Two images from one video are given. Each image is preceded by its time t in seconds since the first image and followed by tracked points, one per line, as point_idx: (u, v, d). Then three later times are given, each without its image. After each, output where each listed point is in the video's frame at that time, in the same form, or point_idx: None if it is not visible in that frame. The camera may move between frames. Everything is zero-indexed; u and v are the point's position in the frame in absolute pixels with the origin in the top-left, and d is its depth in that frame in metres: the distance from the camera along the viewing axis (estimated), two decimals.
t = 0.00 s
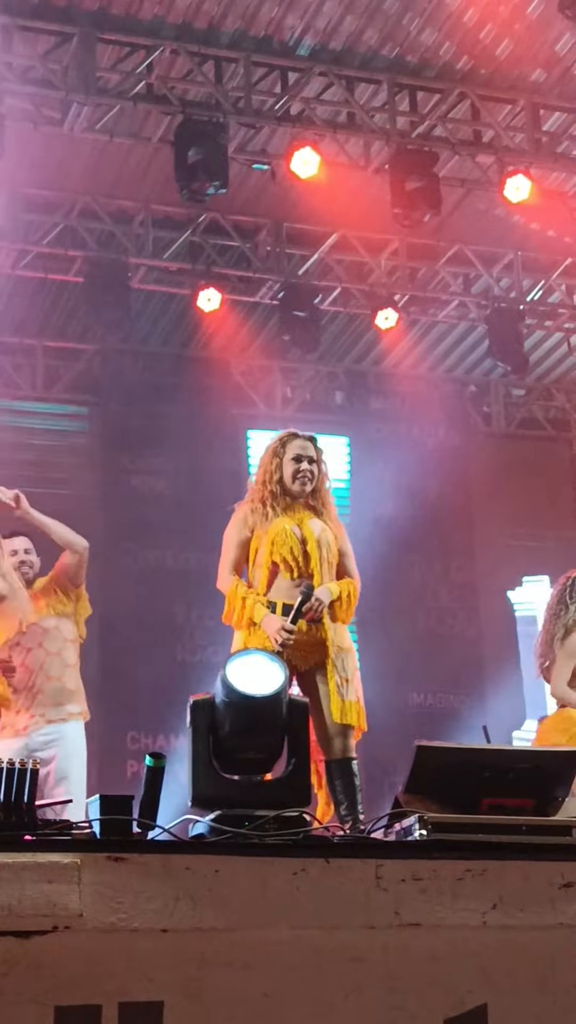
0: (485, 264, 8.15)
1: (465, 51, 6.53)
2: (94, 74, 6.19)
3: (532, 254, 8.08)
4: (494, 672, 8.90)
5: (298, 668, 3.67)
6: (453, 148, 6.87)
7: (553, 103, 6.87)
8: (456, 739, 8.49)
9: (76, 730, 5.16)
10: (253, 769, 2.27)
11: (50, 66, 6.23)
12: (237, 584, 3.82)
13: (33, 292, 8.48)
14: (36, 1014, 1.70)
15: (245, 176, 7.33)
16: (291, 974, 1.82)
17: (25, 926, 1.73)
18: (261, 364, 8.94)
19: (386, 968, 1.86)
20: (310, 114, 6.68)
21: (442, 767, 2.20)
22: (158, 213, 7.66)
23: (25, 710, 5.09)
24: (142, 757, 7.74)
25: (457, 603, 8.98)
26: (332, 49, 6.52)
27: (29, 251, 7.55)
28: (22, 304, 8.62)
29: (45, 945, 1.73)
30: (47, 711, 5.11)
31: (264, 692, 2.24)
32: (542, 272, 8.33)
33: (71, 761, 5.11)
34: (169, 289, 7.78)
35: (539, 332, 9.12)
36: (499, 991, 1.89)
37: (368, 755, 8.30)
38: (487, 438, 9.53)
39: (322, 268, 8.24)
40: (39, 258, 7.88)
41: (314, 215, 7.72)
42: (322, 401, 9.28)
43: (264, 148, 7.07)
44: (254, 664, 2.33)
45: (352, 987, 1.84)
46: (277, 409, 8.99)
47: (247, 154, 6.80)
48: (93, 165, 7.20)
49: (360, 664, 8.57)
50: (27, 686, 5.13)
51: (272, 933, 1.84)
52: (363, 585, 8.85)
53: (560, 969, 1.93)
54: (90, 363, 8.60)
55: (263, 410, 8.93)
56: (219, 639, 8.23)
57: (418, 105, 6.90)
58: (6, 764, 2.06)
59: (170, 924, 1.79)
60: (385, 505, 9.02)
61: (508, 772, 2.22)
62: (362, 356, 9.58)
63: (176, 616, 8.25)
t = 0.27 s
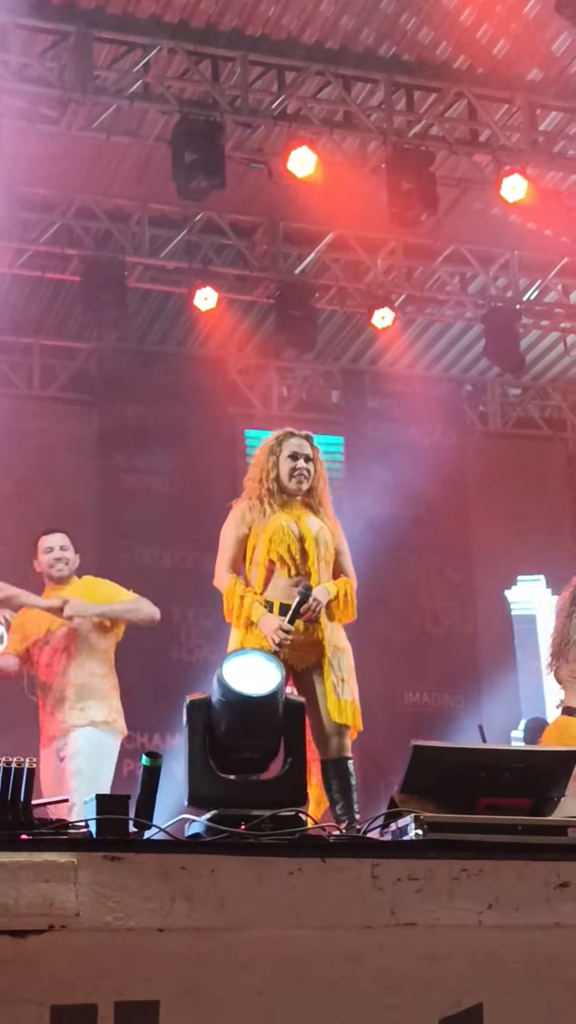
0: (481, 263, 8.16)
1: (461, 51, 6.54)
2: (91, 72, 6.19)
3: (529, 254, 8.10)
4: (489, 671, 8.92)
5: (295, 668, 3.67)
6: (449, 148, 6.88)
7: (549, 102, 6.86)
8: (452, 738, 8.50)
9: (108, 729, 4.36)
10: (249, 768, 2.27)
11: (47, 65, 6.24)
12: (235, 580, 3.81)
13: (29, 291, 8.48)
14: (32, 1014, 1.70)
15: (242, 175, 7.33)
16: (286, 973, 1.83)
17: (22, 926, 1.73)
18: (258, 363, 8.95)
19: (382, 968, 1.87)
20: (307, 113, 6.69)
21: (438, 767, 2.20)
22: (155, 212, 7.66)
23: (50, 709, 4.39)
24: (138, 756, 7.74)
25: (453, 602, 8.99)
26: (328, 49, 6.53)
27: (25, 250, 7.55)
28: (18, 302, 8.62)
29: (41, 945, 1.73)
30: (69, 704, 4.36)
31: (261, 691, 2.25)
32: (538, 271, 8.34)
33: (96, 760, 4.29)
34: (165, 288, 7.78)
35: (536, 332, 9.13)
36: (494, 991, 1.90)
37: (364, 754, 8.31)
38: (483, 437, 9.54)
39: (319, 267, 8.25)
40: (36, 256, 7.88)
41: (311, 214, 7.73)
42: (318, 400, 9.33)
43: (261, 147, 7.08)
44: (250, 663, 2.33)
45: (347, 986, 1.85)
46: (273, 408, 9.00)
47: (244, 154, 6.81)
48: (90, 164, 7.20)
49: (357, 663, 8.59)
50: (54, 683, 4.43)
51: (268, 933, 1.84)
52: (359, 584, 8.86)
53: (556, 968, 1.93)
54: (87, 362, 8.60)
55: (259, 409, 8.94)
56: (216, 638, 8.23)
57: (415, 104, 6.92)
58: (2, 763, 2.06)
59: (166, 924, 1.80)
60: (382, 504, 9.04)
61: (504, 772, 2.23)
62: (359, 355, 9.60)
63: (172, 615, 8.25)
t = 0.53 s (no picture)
0: (477, 263, 8.17)
1: (458, 50, 6.55)
2: (87, 71, 6.19)
3: (524, 253, 8.10)
4: (484, 671, 8.92)
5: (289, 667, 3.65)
6: (445, 148, 6.89)
7: (545, 102, 6.85)
8: (446, 737, 8.51)
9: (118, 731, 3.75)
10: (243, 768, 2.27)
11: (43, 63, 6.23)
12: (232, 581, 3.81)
13: (25, 289, 8.47)
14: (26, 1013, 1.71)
15: (238, 174, 7.32)
16: (281, 973, 1.83)
17: (16, 924, 1.74)
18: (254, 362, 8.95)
19: (376, 967, 1.87)
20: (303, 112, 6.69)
21: (433, 766, 2.21)
22: (151, 211, 7.66)
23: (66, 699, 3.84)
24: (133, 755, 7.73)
25: (448, 601, 9.01)
26: (325, 48, 6.52)
27: (21, 248, 7.54)
28: (14, 301, 8.61)
29: (35, 944, 1.73)
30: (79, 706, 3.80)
31: (255, 691, 2.25)
32: (534, 271, 8.35)
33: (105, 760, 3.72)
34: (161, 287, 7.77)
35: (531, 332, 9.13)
36: (489, 991, 1.90)
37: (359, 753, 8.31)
38: (479, 436, 9.56)
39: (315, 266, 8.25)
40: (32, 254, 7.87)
41: (307, 213, 7.73)
42: (314, 399, 9.33)
43: (257, 146, 7.07)
44: (246, 662, 2.32)
45: (342, 985, 1.84)
46: (269, 407, 9.00)
47: (240, 153, 6.80)
48: (86, 162, 7.19)
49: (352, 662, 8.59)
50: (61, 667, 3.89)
51: (262, 932, 1.84)
52: (355, 583, 8.86)
53: (550, 967, 1.93)
54: (82, 360, 8.60)
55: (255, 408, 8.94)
56: (211, 637, 8.23)
57: (411, 104, 6.92)
58: None
59: (160, 923, 1.80)
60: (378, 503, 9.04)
61: (499, 772, 2.23)
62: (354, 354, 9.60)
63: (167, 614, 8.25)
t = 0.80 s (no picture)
0: (472, 261, 8.17)
1: (454, 49, 6.55)
2: (83, 68, 6.18)
3: (520, 252, 8.11)
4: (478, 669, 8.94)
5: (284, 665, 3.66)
6: (441, 146, 6.89)
7: (541, 101, 6.84)
8: (440, 735, 8.53)
9: (104, 726, 3.87)
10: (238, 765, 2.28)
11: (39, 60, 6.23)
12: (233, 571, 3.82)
13: (21, 286, 8.47)
14: (21, 1009, 1.71)
15: (234, 172, 7.31)
16: (274, 970, 1.83)
17: (11, 920, 1.75)
18: (249, 360, 8.95)
19: (369, 965, 1.88)
20: (299, 110, 6.70)
21: (427, 764, 2.22)
22: (147, 209, 7.65)
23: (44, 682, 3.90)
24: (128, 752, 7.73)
25: (443, 599, 9.02)
26: (321, 46, 6.52)
27: (17, 245, 7.54)
28: (9, 298, 8.60)
29: (29, 940, 1.74)
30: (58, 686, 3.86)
31: (250, 688, 2.25)
32: (530, 269, 8.36)
33: (88, 756, 3.82)
34: (157, 284, 7.77)
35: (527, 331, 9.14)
36: (482, 989, 1.90)
37: (353, 750, 8.32)
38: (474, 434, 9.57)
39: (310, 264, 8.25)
40: (27, 252, 7.86)
41: (302, 211, 7.73)
42: (308, 398, 9.23)
43: (253, 144, 7.07)
44: (241, 659, 2.33)
45: (335, 983, 1.85)
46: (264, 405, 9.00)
47: (236, 151, 6.81)
48: (81, 159, 7.19)
49: (346, 660, 8.60)
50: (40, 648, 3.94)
51: (256, 930, 1.85)
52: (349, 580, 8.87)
53: (543, 965, 1.94)
54: (77, 357, 8.59)
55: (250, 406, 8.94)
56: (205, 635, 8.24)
57: (406, 102, 6.92)
58: None
59: (155, 919, 1.81)
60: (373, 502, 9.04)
61: (493, 771, 2.24)
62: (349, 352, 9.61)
63: (162, 611, 8.25)
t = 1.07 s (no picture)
0: (470, 260, 8.17)
1: (453, 48, 6.56)
2: (83, 65, 6.18)
3: (517, 251, 8.11)
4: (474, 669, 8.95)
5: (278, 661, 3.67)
6: (439, 145, 6.90)
7: (540, 101, 6.85)
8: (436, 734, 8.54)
9: (80, 709, 3.79)
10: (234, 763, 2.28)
11: (38, 58, 6.24)
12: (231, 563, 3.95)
13: (18, 284, 8.47)
14: (17, 1007, 1.71)
15: (232, 169, 7.30)
16: (271, 968, 1.84)
17: (7, 918, 1.75)
18: (246, 358, 8.95)
19: (365, 963, 1.88)
20: (297, 109, 6.70)
21: (423, 763, 2.23)
22: (145, 207, 7.65)
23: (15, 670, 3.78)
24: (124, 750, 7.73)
25: (439, 598, 9.03)
26: (320, 45, 6.53)
27: (15, 243, 7.54)
28: (7, 295, 8.60)
29: (26, 938, 1.74)
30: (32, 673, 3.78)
31: (247, 687, 2.26)
32: (527, 269, 8.36)
33: (67, 746, 3.71)
34: (155, 282, 7.76)
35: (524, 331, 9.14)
36: (477, 988, 1.91)
37: (348, 749, 8.33)
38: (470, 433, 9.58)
39: (308, 263, 8.25)
40: (25, 249, 7.86)
41: (300, 209, 7.73)
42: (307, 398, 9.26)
43: (251, 142, 7.07)
44: (237, 657, 2.34)
45: (331, 981, 1.86)
46: (261, 403, 9.01)
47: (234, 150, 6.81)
48: (80, 157, 7.19)
49: (343, 658, 8.62)
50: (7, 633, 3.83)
51: (252, 928, 1.85)
52: (346, 579, 8.88)
53: (538, 963, 1.95)
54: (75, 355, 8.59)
55: (247, 404, 8.94)
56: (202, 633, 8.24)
57: (405, 101, 6.91)
58: None
59: (151, 917, 1.81)
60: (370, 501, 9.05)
61: (489, 769, 2.24)
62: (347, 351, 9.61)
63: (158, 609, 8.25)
